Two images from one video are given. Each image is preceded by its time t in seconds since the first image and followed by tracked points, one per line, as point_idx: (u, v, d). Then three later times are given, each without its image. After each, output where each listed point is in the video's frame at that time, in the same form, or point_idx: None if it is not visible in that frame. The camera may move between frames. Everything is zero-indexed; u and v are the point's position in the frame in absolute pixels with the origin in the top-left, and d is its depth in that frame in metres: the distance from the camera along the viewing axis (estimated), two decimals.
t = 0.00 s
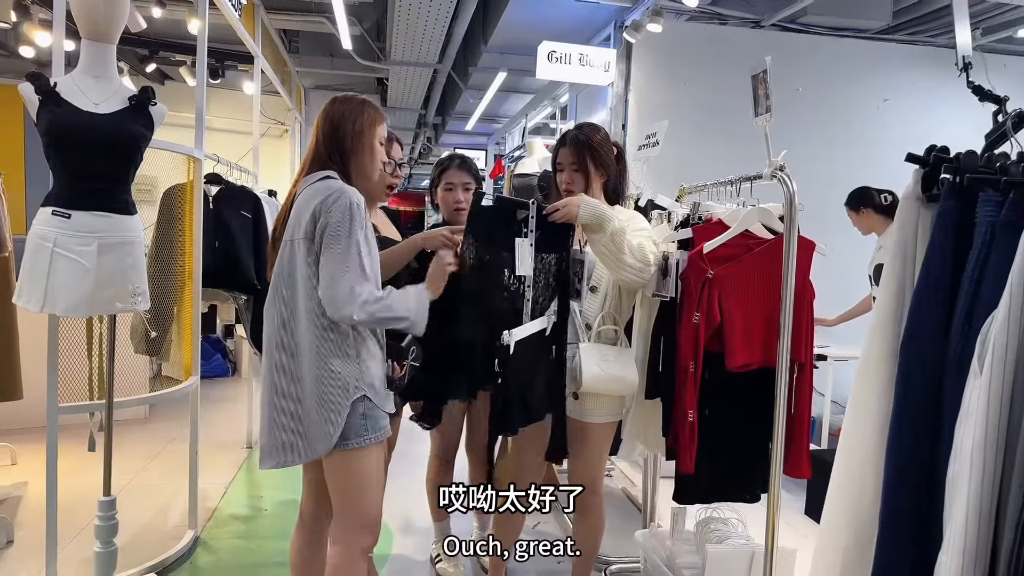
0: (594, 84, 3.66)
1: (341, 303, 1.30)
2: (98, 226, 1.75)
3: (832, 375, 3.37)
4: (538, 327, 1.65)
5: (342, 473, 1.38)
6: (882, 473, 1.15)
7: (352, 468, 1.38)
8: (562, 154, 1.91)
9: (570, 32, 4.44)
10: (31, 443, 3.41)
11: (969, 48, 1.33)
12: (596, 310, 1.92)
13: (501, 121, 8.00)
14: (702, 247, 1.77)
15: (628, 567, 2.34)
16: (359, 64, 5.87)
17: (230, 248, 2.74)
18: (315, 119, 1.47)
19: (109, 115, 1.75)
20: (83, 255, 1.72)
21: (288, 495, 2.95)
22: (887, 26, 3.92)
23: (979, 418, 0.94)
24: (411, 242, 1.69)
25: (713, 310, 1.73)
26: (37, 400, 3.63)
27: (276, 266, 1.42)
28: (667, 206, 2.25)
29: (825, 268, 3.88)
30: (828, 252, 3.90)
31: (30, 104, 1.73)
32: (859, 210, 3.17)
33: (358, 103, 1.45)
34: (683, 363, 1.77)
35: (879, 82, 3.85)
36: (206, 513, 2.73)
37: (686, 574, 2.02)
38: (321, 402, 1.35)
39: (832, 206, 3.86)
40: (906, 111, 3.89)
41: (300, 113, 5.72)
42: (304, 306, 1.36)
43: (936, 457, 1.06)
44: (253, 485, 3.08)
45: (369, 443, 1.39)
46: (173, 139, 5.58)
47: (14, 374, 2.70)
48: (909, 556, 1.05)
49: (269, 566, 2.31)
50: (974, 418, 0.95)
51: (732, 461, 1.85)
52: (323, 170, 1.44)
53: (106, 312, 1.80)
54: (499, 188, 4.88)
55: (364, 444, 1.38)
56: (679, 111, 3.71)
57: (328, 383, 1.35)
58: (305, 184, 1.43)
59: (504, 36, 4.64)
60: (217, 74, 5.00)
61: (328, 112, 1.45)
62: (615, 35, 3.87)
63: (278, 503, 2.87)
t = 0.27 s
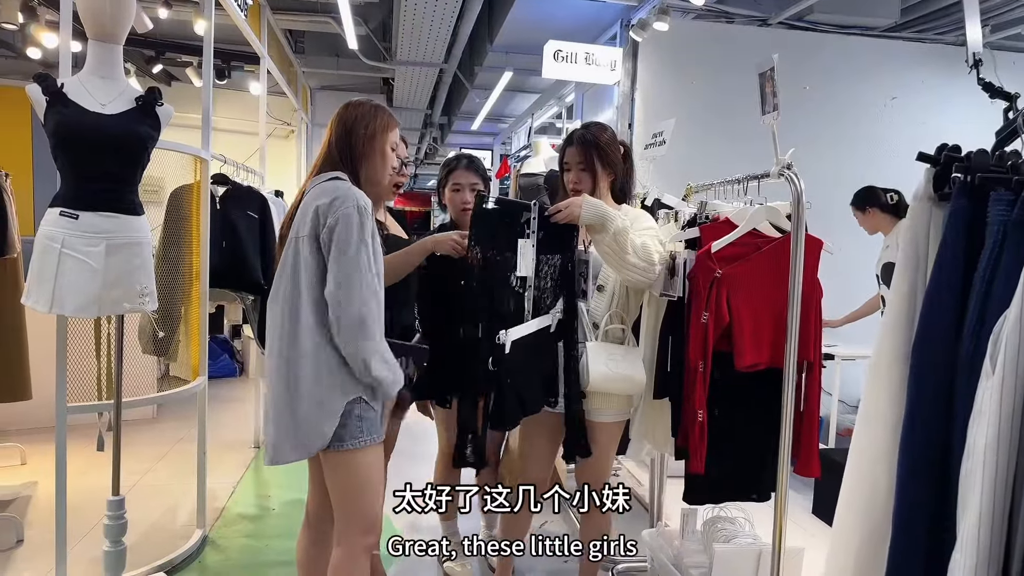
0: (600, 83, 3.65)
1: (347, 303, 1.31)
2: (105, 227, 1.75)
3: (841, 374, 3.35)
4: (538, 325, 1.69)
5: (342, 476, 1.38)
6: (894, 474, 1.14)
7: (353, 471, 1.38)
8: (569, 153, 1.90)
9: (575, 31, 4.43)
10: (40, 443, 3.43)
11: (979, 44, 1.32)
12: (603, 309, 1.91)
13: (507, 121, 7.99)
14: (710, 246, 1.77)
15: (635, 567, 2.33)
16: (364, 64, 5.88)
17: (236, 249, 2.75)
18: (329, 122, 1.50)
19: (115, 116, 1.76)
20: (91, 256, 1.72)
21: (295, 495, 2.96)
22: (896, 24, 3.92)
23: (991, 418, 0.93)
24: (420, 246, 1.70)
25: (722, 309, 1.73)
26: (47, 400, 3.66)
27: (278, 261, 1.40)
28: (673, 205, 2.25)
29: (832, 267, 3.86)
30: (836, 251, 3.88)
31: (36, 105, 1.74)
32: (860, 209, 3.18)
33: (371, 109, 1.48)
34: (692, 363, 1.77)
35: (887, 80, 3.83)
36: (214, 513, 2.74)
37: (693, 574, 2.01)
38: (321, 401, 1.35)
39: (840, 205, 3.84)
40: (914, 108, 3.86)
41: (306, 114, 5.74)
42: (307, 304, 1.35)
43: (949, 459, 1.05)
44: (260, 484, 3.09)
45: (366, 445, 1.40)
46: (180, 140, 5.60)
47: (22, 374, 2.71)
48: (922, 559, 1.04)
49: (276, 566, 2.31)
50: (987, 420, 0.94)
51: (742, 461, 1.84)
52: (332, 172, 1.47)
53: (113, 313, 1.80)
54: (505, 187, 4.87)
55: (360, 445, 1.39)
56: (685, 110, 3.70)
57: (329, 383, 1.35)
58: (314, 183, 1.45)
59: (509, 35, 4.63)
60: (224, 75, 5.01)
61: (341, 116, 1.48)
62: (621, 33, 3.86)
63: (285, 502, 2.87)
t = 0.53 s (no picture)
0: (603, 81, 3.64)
1: (330, 291, 1.29)
2: (109, 229, 1.76)
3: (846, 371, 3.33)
4: (541, 326, 1.67)
5: (346, 475, 1.38)
6: (907, 471, 1.13)
7: (358, 470, 1.39)
8: (573, 152, 1.90)
9: (577, 29, 4.42)
10: (47, 445, 3.45)
11: (986, 38, 1.31)
12: (608, 307, 1.89)
13: (510, 120, 7.99)
14: (714, 243, 1.76)
15: (640, 566, 2.33)
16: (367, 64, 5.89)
17: (240, 249, 2.75)
18: (336, 122, 1.50)
19: (118, 118, 1.76)
20: (95, 258, 1.73)
21: (301, 495, 2.97)
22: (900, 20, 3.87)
23: (1001, 415, 0.92)
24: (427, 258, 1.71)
25: (725, 307, 1.72)
26: (53, 403, 3.67)
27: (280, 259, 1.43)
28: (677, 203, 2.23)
29: (837, 263, 3.84)
30: (841, 246, 3.86)
31: (40, 107, 1.74)
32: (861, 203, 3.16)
33: (379, 110, 1.49)
34: (696, 361, 1.76)
35: (891, 75, 3.80)
36: (220, 513, 2.75)
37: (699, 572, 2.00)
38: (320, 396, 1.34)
39: (845, 201, 3.82)
40: (919, 104, 3.84)
41: (309, 115, 5.74)
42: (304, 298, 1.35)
43: (961, 458, 1.04)
44: (267, 484, 3.10)
45: (367, 444, 1.40)
46: (184, 141, 5.61)
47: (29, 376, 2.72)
48: (935, 559, 1.03)
49: (282, 566, 2.32)
50: (998, 417, 0.93)
51: (749, 460, 1.83)
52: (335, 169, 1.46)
53: (118, 315, 1.81)
54: (508, 187, 4.88)
55: (361, 443, 1.39)
56: (689, 107, 3.68)
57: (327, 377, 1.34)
58: (316, 179, 1.45)
59: (511, 34, 4.63)
60: (226, 77, 5.02)
61: (349, 116, 1.48)
62: (624, 31, 3.85)
63: (291, 502, 2.88)
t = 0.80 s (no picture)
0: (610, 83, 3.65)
1: (319, 270, 1.32)
2: (119, 224, 1.77)
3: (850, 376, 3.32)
4: (547, 332, 1.67)
5: (351, 470, 1.39)
6: (922, 483, 1.12)
7: (365, 467, 1.40)
8: (579, 150, 1.91)
9: (585, 30, 4.43)
10: (53, 437, 3.47)
11: (1000, 44, 1.31)
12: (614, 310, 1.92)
13: (516, 120, 8.00)
14: (721, 247, 1.77)
15: (640, 568, 2.33)
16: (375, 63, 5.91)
17: (247, 246, 2.76)
18: (347, 122, 1.51)
19: (129, 114, 1.78)
20: (105, 253, 1.74)
21: (303, 491, 2.98)
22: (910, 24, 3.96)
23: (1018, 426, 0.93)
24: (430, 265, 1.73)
25: (731, 310, 1.72)
26: (59, 396, 3.70)
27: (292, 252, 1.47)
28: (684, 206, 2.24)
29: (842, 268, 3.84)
30: (847, 251, 3.85)
31: (52, 103, 1.76)
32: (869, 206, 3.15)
33: (390, 112, 1.50)
34: (700, 364, 1.76)
35: (899, 80, 3.80)
36: (224, 509, 2.76)
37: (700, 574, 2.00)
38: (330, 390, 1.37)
39: (852, 206, 3.81)
40: (927, 110, 3.83)
41: (316, 113, 5.76)
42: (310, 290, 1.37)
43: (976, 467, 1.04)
44: (270, 480, 3.11)
45: (374, 444, 1.41)
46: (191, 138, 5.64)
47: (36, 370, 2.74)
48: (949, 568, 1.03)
49: (284, 562, 2.33)
50: (1015, 427, 0.93)
51: (752, 464, 1.83)
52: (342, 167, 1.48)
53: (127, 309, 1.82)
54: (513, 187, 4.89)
55: (368, 443, 1.40)
56: (696, 110, 3.69)
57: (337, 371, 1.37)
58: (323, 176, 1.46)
59: (520, 35, 4.64)
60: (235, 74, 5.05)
61: (360, 117, 1.50)
62: (632, 33, 3.86)
63: (293, 499, 2.89)
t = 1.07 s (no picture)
0: (644, 84, 3.62)
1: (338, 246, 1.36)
2: (159, 213, 1.81)
3: (880, 388, 3.26)
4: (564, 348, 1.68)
5: (379, 460, 1.42)
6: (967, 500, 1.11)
7: (394, 457, 1.43)
8: (612, 147, 1.89)
9: (620, 30, 4.40)
10: (87, 417, 3.57)
11: None
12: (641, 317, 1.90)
13: (546, 119, 7.98)
14: (757, 254, 1.75)
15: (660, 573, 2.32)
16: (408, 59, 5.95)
17: (280, 238, 2.81)
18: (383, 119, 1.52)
19: (172, 105, 1.81)
20: (145, 241, 1.78)
21: (327, 481, 3.01)
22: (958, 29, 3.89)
23: None
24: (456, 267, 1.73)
25: (764, 318, 1.71)
26: (94, 377, 3.79)
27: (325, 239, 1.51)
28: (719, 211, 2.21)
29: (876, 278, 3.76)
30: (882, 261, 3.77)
31: (98, 92, 1.80)
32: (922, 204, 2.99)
33: (425, 110, 1.51)
34: (729, 372, 1.76)
35: (941, 88, 3.71)
36: (249, 495, 2.81)
37: None
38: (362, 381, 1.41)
39: (888, 215, 3.73)
40: (969, 119, 3.74)
41: (349, 107, 5.82)
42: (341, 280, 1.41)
43: None
44: (294, 468, 3.16)
45: (404, 435, 1.44)
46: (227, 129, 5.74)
47: (74, 351, 2.82)
48: None
49: (306, 550, 2.36)
50: None
51: (779, 476, 1.81)
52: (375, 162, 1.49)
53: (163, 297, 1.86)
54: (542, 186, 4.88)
55: (399, 434, 1.43)
56: (730, 113, 3.65)
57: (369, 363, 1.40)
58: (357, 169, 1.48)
59: (554, 34, 4.63)
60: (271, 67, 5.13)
61: (394, 114, 1.51)
62: (667, 34, 3.83)
63: (317, 488, 2.93)
